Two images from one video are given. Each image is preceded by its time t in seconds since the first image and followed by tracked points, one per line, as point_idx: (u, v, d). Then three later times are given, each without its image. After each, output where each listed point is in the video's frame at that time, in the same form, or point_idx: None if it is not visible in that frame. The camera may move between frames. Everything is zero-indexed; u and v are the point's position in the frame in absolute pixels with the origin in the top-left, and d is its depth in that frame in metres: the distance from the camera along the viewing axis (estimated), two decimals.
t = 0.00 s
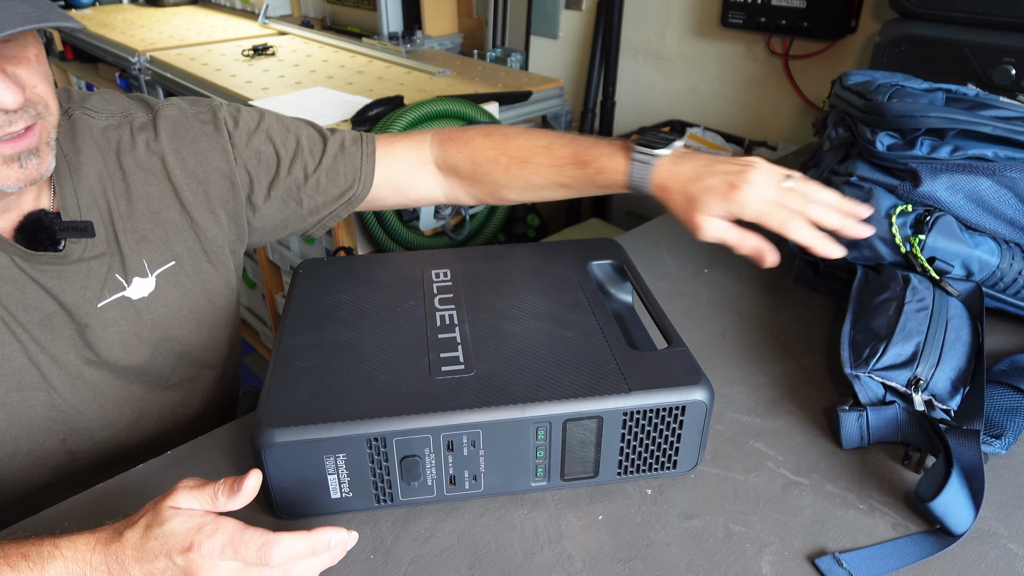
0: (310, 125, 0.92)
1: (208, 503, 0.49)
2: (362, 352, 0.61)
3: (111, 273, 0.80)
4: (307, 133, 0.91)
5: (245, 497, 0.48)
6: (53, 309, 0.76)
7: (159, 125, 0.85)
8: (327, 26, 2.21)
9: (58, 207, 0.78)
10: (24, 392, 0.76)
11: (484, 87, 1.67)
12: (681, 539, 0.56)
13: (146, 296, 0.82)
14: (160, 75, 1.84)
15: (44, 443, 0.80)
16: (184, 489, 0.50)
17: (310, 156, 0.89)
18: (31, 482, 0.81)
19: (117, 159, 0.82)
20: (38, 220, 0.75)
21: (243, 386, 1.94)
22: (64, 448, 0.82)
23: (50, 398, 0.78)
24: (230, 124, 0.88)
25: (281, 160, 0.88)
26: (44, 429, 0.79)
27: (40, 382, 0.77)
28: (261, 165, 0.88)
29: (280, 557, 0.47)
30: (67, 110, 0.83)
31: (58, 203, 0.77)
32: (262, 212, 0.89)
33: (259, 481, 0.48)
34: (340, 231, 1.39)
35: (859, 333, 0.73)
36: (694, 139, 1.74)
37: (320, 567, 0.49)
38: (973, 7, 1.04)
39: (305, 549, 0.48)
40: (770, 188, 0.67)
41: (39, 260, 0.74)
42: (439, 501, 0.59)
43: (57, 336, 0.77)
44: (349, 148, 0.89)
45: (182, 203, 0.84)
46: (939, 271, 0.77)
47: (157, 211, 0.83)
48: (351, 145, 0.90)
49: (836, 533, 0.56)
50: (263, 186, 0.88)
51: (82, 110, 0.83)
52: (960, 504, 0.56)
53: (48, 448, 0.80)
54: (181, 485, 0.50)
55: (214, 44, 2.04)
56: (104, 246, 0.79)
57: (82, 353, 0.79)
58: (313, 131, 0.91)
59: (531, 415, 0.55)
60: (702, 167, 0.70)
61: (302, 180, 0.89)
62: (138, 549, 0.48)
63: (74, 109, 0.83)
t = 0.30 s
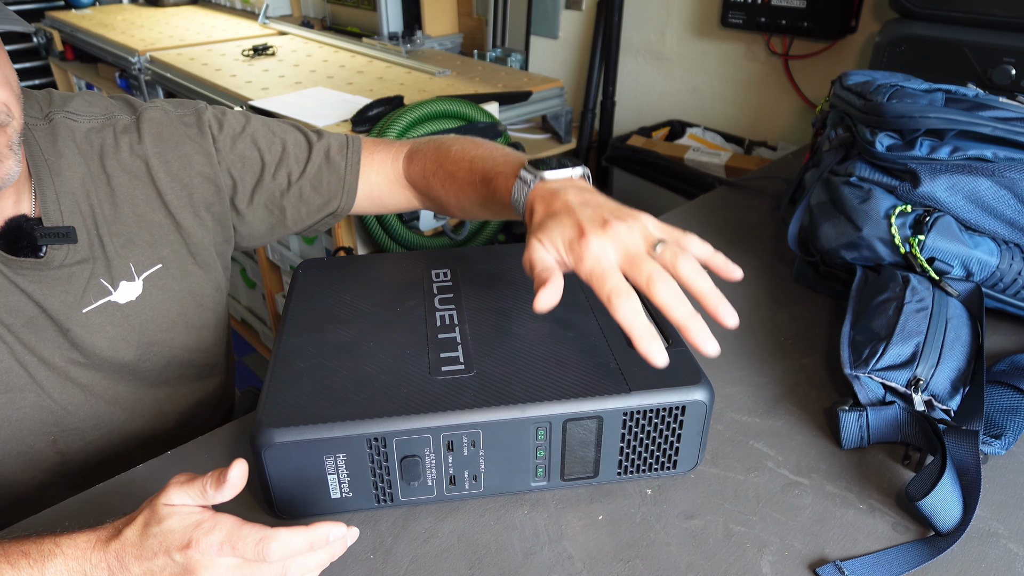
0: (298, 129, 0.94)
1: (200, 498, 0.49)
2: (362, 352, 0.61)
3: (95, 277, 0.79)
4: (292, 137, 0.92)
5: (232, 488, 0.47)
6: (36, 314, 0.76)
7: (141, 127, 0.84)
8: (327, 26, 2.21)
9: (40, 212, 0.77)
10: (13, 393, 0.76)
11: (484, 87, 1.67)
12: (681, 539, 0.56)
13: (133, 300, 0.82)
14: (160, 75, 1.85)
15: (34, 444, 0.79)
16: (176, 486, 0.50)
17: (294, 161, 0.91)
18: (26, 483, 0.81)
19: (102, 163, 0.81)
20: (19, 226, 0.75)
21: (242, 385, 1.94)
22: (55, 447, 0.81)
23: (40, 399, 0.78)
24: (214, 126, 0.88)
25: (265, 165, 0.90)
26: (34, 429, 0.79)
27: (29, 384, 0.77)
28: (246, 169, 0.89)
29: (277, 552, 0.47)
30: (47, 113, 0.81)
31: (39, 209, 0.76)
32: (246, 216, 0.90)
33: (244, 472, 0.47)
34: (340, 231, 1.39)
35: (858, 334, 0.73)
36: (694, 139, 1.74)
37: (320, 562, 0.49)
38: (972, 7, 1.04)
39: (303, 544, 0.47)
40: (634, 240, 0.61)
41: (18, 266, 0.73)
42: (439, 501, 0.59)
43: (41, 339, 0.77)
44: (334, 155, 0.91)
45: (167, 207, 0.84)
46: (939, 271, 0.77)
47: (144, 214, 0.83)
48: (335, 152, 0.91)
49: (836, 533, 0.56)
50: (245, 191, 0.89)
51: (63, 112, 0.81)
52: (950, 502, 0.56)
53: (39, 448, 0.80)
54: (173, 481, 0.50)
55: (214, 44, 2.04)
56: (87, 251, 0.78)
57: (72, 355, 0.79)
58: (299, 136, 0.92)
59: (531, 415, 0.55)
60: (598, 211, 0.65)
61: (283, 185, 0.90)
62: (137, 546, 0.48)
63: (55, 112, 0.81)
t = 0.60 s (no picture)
0: (281, 124, 0.94)
1: (179, 448, 0.51)
2: (362, 352, 0.61)
3: (85, 275, 0.78)
4: (276, 133, 0.93)
5: (207, 419, 0.51)
6: (27, 314, 0.75)
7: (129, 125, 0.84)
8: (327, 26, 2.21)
9: (27, 212, 0.75)
10: (5, 393, 0.75)
11: (484, 87, 1.67)
12: (681, 539, 0.56)
13: (124, 299, 0.82)
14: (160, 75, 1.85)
15: (29, 443, 0.79)
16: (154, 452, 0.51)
17: (278, 158, 0.91)
18: (23, 483, 0.81)
19: (91, 162, 0.80)
20: (4, 225, 0.72)
21: (242, 385, 1.94)
22: (50, 447, 0.81)
23: (32, 398, 0.77)
24: (198, 126, 0.88)
25: (248, 163, 0.90)
26: (29, 428, 0.78)
27: (22, 384, 0.76)
28: (229, 168, 0.89)
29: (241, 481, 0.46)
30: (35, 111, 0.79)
31: (26, 208, 0.75)
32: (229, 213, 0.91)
33: (212, 406, 0.51)
34: (340, 231, 1.39)
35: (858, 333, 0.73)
36: (694, 139, 1.74)
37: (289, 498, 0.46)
38: (972, 7, 1.04)
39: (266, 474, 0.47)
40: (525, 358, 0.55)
41: (6, 265, 0.72)
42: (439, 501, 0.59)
43: (34, 340, 0.76)
44: (319, 152, 0.92)
45: (155, 207, 0.84)
46: (939, 272, 0.77)
47: (132, 213, 0.82)
48: (319, 149, 0.93)
49: (836, 534, 0.56)
50: (228, 190, 0.90)
51: (52, 111, 0.80)
52: (950, 502, 0.56)
53: (34, 448, 0.80)
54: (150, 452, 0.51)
55: (214, 44, 2.04)
56: (75, 250, 0.78)
57: (65, 356, 0.79)
58: (282, 131, 0.93)
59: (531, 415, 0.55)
60: (510, 303, 0.59)
61: (266, 183, 0.91)
62: (127, 518, 0.49)
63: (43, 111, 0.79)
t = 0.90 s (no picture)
0: (282, 124, 0.94)
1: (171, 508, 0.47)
2: (363, 352, 0.61)
3: (79, 271, 0.78)
4: (281, 131, 0.92)
5: (197, 503, 0.46)
6: (19, 310, 0.75)
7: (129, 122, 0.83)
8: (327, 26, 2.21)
9: (20, 209, 0.75)
10: None
11: (484, 87, 1.67)
12: (681, 539, 0.56)
13: (117, 295, 0.82)
14: (160, 75, 1.85)
15: (24, 441, 0.79)
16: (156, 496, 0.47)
17: (285, 153, 0.91)
18: (22, 481, 0.81)
19: (94, 159, 0.80)
20: None
21: (242, 385, 1.94)
22: (47, 445, 0.81)
23: (27, 396, 0.77)
24: (204, 123, 0.87)
25: (255, 158, 0.90)
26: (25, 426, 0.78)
27: (15, 381, 0.76)
28: (234, 164, 0.89)
29: None
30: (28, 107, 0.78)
31: (20, 205, 0.75)
32: (236, 208, 0.90)
33: (212, 492, 0.46)
34: (340, 231, 1.39)
35: (858, 334, 0.73)
36: (694, 139, 1.74)
37: None
38: (972, 7, 1.04)
39: None
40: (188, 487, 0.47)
41: None
42: (439, 501, 0.59)
43: (26, 335, 0.76)
44: (325, 147, 0.92)
45: (155, 202, 0.84)
46: (939, 272, 0.77)
47: (129, 208, 0.82)
48: (326, 146, 0.92)
49: (835, 533, 0.56)
50: (234, 184, 0.89)
51: (45, 106, 0.79)
52: (949, 503, 0.56)
53: (30, 445, 0.80)
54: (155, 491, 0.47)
55: (214, 44, 2.04)
56: (69, 246, 0.77)
57: (59, 352, 0.79)
58: (286, 131, 0.93)
59: (531, 414, 0.55)
60: (574, 193, 0.70)
61: (275, 177, 0.91)
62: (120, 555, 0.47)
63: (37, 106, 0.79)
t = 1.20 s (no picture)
0: (292, 151, 0.97)
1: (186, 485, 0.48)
2: (363, 351, 0.61)
3: (87, 273, 0.78)
4: (290, 155, 0.96)
5: (215, 472, 0.47)
6: (27, 309, 0.75)
7: (149, 128, 0.84)
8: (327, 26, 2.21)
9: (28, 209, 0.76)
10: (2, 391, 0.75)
11: (485, 87, 1.67)
12: (681, 539, 0.56)
13: (125, 296, 0.82)
14: (160, 75, 1.84)
15: (26, 441, 0.79)
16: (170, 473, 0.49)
17: (295, 178, 0.95)
18: (22, 482, 0.81)
19: (97, 158, 0.80)
20: (7, 221, 0.73)
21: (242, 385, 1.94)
22: (48, 444, 0.81)
23: (29, 395, 0.77)
24: (224, 136, 0.90)
25: (270, 180, 0.93)
26: (27, 426, 0.78)
27: (20, 381, 0.76)
28: (252, 185, 0.91)
29: (238, 554, 0.44)
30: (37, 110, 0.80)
31: (29, 205, 0.75)
32: (244, 225, 0.91)
33: (229, 456, 0.47)
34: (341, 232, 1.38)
35: (858, 333, 0.73)
36: (694, 139, 1.74)
37: (282, 575, 0.45)
38: (972, 7, 1.04)
39: (263, 552, 0.44)
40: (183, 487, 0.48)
41: (10, 261, 0.72)
42: (439, 501, 0.59)
43: (33, 335, 0.76)
44: (331, 179, 0.99)
45: (167, 205, 0.84)
46: (940, 272, 0.77)
47: (144, 213, 0.83)
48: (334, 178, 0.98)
49: (836, 534, 0.56)
50: (250, 202, 0.91)
51: (56, 110, 0.80)
52: (949, 503, 0.56)
53: (30, 446, 0.79)
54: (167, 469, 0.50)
55: (214, 44, 2.04)
56: (77, 246, 0.77)
57: (64, 352, 0.78)
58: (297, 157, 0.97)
59: (531, 415, 0.55)
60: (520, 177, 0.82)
61: (286, 200, 0.94)
62: (133, 534, 0.48)
63: (47, 110, 0.80)
